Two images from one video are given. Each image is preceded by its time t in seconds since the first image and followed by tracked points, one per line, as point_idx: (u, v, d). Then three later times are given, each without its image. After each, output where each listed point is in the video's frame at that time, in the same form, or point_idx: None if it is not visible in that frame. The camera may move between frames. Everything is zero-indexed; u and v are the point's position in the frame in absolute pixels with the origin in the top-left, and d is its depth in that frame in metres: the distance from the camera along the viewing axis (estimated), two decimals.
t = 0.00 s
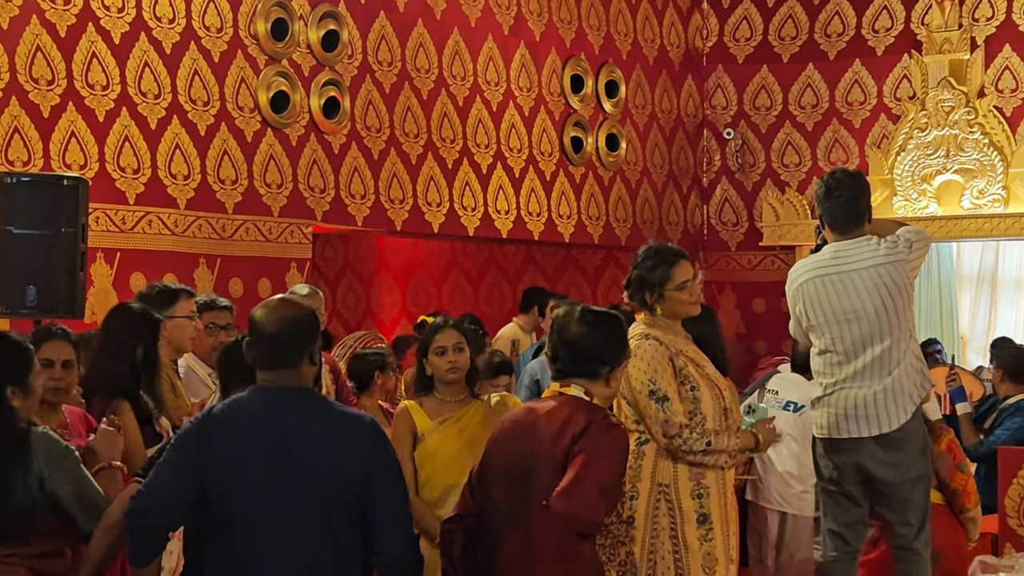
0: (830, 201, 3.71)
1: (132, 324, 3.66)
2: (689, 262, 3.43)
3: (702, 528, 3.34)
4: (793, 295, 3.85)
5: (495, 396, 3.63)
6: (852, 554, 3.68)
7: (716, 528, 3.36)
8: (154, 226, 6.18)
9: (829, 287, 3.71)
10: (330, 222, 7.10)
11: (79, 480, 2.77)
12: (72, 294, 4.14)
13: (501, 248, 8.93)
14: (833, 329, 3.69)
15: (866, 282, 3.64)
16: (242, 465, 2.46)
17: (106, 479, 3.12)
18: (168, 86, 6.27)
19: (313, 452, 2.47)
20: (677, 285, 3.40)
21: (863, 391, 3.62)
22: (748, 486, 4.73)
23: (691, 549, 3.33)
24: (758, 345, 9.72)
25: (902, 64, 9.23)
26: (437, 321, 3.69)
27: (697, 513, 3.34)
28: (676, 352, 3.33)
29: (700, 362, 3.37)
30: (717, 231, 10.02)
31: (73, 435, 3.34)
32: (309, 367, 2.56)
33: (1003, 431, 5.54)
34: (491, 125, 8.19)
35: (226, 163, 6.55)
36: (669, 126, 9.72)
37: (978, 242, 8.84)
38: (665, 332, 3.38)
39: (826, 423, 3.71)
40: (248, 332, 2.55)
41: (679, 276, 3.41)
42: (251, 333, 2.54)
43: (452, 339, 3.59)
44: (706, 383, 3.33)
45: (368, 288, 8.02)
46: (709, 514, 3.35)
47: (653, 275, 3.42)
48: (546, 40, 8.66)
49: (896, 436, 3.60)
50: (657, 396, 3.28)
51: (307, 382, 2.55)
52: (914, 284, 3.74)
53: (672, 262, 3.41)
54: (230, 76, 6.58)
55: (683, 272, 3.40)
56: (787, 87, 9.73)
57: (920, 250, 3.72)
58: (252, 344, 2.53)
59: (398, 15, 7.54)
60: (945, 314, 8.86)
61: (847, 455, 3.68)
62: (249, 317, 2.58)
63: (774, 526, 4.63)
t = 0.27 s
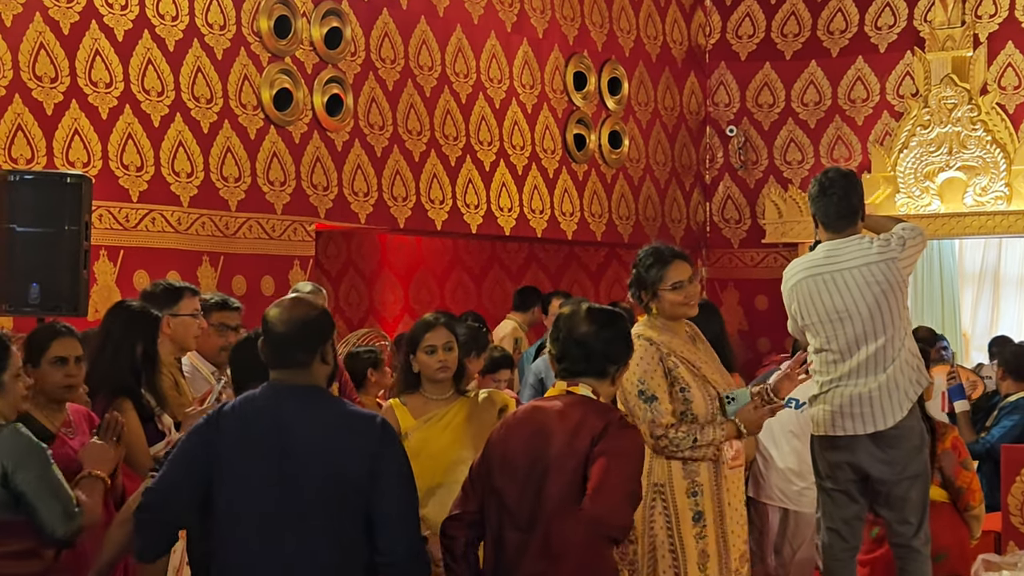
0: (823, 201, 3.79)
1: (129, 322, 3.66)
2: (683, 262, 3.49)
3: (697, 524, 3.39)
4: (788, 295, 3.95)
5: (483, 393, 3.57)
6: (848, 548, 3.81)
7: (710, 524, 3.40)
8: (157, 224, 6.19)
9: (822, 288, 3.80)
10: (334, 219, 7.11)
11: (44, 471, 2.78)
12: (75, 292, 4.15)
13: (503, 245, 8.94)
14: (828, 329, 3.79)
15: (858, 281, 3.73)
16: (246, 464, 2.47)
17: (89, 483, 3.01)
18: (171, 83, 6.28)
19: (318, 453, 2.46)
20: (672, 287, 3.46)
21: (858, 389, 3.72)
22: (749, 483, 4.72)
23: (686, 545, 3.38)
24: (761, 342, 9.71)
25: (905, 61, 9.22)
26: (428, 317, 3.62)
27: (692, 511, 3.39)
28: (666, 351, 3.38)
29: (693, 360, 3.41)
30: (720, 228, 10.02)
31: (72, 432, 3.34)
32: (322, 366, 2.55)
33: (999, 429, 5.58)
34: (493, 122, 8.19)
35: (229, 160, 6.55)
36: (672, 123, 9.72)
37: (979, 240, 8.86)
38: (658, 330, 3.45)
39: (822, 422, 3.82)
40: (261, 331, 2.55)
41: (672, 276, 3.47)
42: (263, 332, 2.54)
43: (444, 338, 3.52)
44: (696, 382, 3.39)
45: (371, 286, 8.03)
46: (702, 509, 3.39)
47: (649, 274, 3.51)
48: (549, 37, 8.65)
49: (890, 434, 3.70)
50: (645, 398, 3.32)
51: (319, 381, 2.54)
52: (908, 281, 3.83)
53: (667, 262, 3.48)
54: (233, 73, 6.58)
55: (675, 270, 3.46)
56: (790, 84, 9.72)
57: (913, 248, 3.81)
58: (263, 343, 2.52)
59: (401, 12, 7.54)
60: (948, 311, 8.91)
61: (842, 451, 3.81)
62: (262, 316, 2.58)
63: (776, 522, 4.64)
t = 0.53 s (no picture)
0: (820, 196, 3.87)
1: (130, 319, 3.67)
2: (680, 254, 3.51)
3: (676, 516, 3.40)
4: (785, 292, 4.02)
5: (480, 389, 3.58)
6: (848, 546, 3.88)
7: (691, 516, 3.41)
8: (158, 219, 6.19)
9: (819, 283, 3.87)
10: (335, 215, 7.12)
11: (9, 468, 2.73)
12: (77, 288, 4.16)
13: (503, 240, 8.94)
14: (826, 325, 3.86)
15: (854, 277, 3.81)
16: (267, 464, 2.44)
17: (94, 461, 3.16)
18: (172, 79, 6.28)
19: (339, 455, 2.42)
20: (662, 274, 3.50)
21: (855, 384, 3.80)
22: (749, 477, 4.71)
23: (665, 539, 3.38)
24: (761, 337, 9.72)
25: (905, 56, 9.21)
26: (422, 317, 3.59)
27: (671, 500, 3.41)
28: (644, 339, 3.48)
29: (674, 346, 3.49)
30: (720, 224, 10.02)
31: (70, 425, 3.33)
32: (354, 365, 2.55)
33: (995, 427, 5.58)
34: (494, 118, 8.19)
35: (230, 156, 6.56)
36: (672, 119, 9.72)
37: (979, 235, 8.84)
38: (650, 322, 3.53)
39: (819, 416, 3.91)
40: (295, 327, 2.55)
41: (666, 266, 3.50)
42: (298, 329, 2.54)
43: (438, 337, 3.50)
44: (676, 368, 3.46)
45: (372, 280, 8.04)
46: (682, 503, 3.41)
47: (648, 264, 3.56)
48: (549, 32, 8.65)
49: (887, 429, 3.79)
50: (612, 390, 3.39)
51: (350, 379, 2.54)
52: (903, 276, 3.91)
53: (665, 254, 3.51)
54: (234, 69, 6.59)
55: (669, 261, 3.49)
56: (790, 80, 9.72)
57: (908, 245, 3.88)
58: (298, 339, 2.53)
59: (401, 8, 7.54)
60: (949, 305, 8.88)
61: (839, 448, 3.90)
62: (297, 311, 2.58)
63: (776, 516, 4.65)
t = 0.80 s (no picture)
0: (814, 195, 3.88)
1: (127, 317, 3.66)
2: (676, 253, 3.56)
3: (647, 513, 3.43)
4: (780, 291, 4.05)
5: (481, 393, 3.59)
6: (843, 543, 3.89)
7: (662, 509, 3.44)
8: (155, 218, 6.19)
9: (814, 282, 3.90)
10: (332, 213, 7.11)
11: None
12: (75, 286, 4.17)
13: (500, 238, 8.94)
14: (821, 324, 3.89)
15: (849, 276, 3.83)
16: (274, 467, 2.47)
17: (95, 452, 3.28)
18: (169, 77, 6.28)
19: (346, 458, 2.46)
20: (654, 271, 3.56)
21: (851, 383, 3.83)
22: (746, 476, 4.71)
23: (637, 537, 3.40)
24: (758, 335, 9.72)
25: (903, 54, 9.21)
26: (425, 318, 3.57)
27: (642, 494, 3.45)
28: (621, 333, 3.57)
29: (651, 341, 3.56)
30: (717, 222, 10.02)
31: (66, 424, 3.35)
32: (355, 367, 2.56)
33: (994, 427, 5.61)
34: (491, 115, 8.19)
35: (227, 154, 6.55)
36: (669, 116, 9.71)
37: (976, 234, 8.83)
38: (637, 317, 3.60)
39: (814, 414, 3.93)
40: (297, 327, 2.57)
41: (662, 263, 3.56)
42: (302, 331, 2.56)
43: (441, 342, 3.50)
44: (652, 362, 3.52)
45: (368, 278, 8.04)
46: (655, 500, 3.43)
47: (644, 260, 3.62)
48: (547, 30, 8.65)
49: (881, 428, 3.81)
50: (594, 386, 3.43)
51: (352, 381, 2.56)
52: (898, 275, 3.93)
53: (661, 252, 3.57)
54: (231, 67, 6.58)
55: (663, 258, 3.54)
56: (788, 78, 9.72)
57: (903, 243, 3.89)
58: (299, 340, 2.54)
59: (398, 6, 7.54)
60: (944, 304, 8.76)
61: (833, 446, 3.92)
62: (299, 311, 2.59)
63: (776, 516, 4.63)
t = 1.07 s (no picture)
0: (808, 192, 3.90)
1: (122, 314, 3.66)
2: (670, 252, 3.49)
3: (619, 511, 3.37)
4: (774, 289, 4.07)
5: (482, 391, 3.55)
6: (837, 541, 3.91)
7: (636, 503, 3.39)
8: (150, 215, 6.19)
9: (808, 280, 3.92)
10: (327, 210, 7.11)
11: None
12: (69, 284, 4.15)
13: (496, 235, 8.94)
14: (815, 321, 3.90)
15: (842, 273, 3.85)
16: (251, 464, 2.48)
17: (92, 450, 3.26)
18: (164, 74, 6.27)
19: (324, 454, 2.48)
20: (646, 267, 3.51)
21: (845, 380, 3.85)
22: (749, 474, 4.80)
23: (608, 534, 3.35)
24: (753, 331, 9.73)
25: (897, 51, 9.22)
26: (426, 313, 3.62)
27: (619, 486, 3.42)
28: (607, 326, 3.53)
29: (637, 336, 3.51)
30: (712, 218, 10.03)
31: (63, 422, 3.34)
32: (325, 360, 2.58)
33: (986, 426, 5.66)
34: (486, 112, 8.19)
35: (222, 151, 6.55)
36: (664, 113, 9.72)
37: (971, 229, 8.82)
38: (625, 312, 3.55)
39: (808, 413, 3.95)
40: (269, 322, 2.60)
41: (656, 261, 3.50)
42: (271, 327, 2.59)
43: (443, 333, 3.52)
44: (635, 356, 3.49)
45: (363, 274, 8.04)
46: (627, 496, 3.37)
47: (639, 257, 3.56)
48: (542, 27, 8.65)
49: (875, 425, 3.83)
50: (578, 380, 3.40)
51: (324, 376, 2.58)
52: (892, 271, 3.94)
53: (656, 249, 3.50)
54: (226, 64, 6.58)
55: (656, 256, 3.49)
56: (782, 74, 9.72)
57: (897, 240, 3.90)
58: (272, 334, 2.57)
59: (393, 3, 7.54)
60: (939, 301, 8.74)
61: (826, 443, 3.93)
62: (271, 306, 2.62)
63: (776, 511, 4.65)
